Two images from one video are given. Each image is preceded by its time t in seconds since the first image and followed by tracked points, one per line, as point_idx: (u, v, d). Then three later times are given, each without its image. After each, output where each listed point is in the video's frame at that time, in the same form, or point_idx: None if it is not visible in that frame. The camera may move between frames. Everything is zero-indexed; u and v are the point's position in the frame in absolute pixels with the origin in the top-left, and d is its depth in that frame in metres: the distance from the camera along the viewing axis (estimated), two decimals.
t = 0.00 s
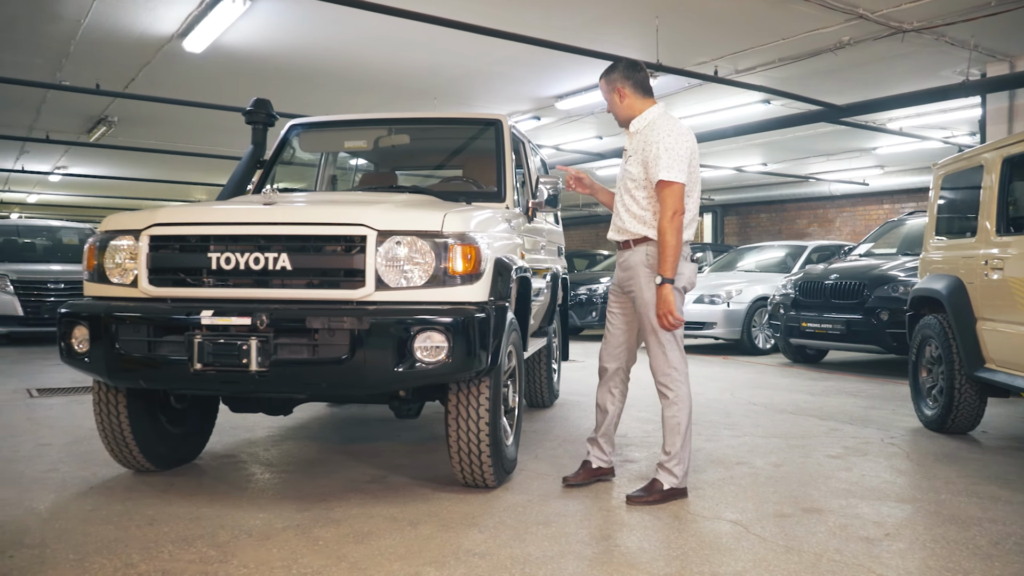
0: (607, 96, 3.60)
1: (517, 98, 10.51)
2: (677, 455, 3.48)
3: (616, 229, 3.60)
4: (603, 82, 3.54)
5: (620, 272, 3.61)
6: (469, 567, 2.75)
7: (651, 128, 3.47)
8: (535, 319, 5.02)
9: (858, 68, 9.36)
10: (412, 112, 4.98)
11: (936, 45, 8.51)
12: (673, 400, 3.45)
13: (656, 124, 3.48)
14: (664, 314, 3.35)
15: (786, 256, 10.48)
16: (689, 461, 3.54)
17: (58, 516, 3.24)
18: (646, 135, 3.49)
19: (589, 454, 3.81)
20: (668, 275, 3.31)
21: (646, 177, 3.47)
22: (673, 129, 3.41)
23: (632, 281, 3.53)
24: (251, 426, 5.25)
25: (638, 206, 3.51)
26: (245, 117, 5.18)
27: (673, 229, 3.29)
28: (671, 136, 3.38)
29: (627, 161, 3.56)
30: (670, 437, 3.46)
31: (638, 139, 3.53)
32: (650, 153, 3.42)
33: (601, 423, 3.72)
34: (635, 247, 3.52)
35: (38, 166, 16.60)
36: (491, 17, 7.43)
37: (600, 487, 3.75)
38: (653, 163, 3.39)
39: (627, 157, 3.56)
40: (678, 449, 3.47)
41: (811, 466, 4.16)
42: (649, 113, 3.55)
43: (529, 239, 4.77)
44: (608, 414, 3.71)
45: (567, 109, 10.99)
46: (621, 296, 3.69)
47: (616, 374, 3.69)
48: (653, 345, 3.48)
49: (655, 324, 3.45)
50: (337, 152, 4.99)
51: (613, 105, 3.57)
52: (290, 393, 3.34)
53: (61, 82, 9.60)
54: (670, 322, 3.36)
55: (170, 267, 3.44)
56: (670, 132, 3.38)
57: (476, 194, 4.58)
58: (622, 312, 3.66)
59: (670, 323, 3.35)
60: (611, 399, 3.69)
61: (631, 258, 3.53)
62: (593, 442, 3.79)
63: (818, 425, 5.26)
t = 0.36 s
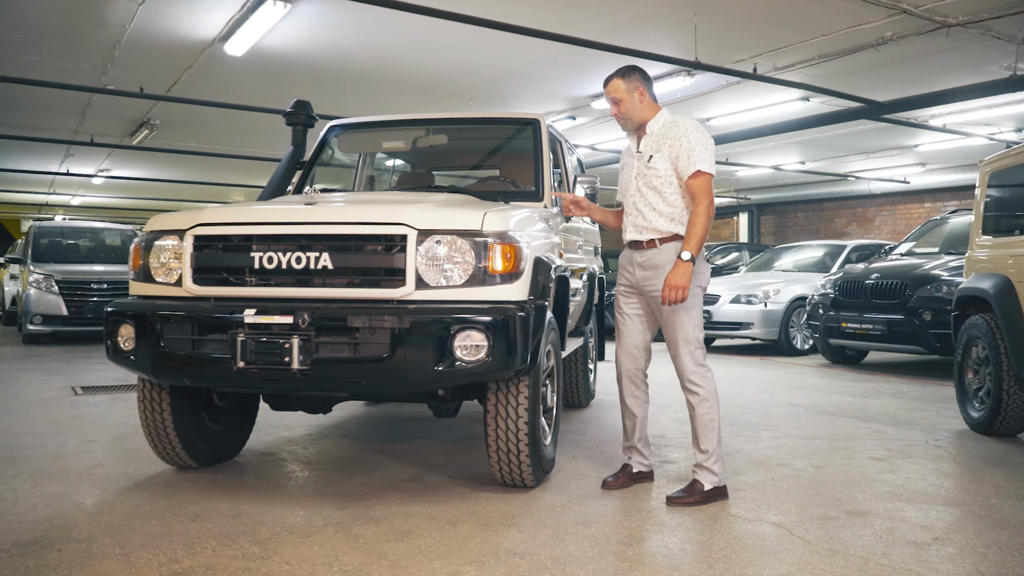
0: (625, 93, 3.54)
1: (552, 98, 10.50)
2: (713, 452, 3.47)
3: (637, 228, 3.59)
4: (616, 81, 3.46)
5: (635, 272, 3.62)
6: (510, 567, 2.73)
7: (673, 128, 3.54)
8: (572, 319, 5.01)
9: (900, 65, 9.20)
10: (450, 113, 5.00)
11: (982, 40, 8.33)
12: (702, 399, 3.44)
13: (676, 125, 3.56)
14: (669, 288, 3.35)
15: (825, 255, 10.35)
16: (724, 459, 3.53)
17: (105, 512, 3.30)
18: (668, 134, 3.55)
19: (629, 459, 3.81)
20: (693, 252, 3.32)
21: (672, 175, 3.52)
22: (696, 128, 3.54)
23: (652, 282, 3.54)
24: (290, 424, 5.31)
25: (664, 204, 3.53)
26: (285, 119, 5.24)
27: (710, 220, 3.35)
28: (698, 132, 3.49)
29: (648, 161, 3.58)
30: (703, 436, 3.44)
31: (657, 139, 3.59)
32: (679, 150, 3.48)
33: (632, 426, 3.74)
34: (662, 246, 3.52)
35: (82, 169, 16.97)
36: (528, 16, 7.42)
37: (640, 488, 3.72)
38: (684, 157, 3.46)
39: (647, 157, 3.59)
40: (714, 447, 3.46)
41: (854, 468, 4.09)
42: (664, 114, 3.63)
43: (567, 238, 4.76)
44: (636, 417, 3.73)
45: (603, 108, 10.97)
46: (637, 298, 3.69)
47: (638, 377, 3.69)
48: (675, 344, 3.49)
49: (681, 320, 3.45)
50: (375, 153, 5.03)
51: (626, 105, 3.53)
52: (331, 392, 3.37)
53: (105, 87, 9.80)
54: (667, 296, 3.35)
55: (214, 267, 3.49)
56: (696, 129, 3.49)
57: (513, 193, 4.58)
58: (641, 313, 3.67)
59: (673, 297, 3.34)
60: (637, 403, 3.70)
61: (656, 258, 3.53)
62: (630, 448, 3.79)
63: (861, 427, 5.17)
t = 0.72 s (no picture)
0: (653, 87, 3.53)
1: (584, 97, 10.47)
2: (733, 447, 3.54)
3: (669, 224, 3.58)
4: (649, 74, 3.44)
5: (664, 270, 3.61)
6: (544, 566, 2.70)
7: (695, 124, 3.62)
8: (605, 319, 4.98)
9: (941, 59, 9.01)
10: (483, 112, 4.99)
11: None
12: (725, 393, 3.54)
13: (696, 121, 3.64)
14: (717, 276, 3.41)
15: (861, 254, 10.18)
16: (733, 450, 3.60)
17: (143, 508, 3.34)
18: (690, 131, 3.63)
19: (663, 458, 3.78)
20: (737, 241, 3.39)
21: (700, 169, 3.58)
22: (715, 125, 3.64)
23: (685, 279, 3.55)
24: (324, 423, 5.34)
25: (695, 198, 3.56)
26: (319, 119, 5.28)
27: (746, 209, 3.46)
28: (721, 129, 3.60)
29: (674, 157, 3.61)
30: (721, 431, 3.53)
31: (679, 135, 3.63)
32: (707, 144, 3.56)
33: (666, 423, 3.73)
34: (696, 240, 3.54)
35: (120, 171, 17.29)
36: (560, 14, 7.38)
37: (674, 489, 3.68)
38: (715, 152, 3.53)
39: (673, 152, 3.61)
40: (732, 441, 3.53)
41: (894, 470, 4.01)
42: (679, 112, 3.70)
43: (601, 236, 4.73)
44: (672, 413, 3.73)
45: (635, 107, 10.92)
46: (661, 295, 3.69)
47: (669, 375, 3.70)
48: (706, 339, 3.53)
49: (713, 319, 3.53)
50: (407, 153, 5.07)
51: (653, 100, 3.53)
52: (365, 390, 3.38)
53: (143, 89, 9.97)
54: (719, 285, 3.41)
55: (249, 266, 3.52)
56: (720, 125, 3.59)
57: (547, 192, 4.56)
58: (668, 310, 3.68)
59: (722, 287, 3.41)
60: (674, 399, 3.71)
61: (690, 253, 3.53)
62: (663, 447, 3.77)
63: (900, 428, 5.07)
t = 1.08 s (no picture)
0: (674, 91, 3.51)
1: (607, 96, 10.44)
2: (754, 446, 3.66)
3: (697, 224, 3.58)
4: (675, 77, 3.42)
5: (688, 272, 3.62)
6: (564, 567, 2.70)
7: (719, 127, 3.64)
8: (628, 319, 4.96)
9: (971, 56, 8.87)
10: (506, 112, 5.00)
11: None
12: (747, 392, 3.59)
13: (718, 124, 3.67)
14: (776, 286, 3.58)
15: (889, 254, 10.05)
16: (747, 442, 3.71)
17: (168, 506, 3.39)
18: (715, 133, 3.65)
19: (685, 460, 3.75)
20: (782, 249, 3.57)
21: (727, 171, 3.61)
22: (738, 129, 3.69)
23: (710, 279, 3.57)
24: (347, 422, 5.38)
25: (722, 200, 3.60)
26: (343, 120, 5.31)
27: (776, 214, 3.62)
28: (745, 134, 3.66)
29: (702, 158, 3.62)
30: (746, 430, 3.58)
31: (706, 137, 3.65)
32: (734, 147, 3.60)
33: (688, 424, 3.72)
34: (723, 242, 3.57)
35: (148, 173, 17.55)
36: (583, 14, 7.36)
37: (696, 491, 3.65)
38: (743, 156, 3.59)
39: (702, 154, 3.62)
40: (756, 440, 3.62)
41: (920, 473, 3.95)
42: (700, 117, 3.71)
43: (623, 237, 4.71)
44: (695, 414, 3.72)
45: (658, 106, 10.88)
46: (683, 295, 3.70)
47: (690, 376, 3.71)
48: (733, 338, 3.55)
49: (739, 320, 3.56)
50: (430, 153, 5.09)
51: (676, 103, 3.52)
52: (386, 390, 3.40)
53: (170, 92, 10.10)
54: (780, 294, 3.56)
55: (273, 267, 3.55)
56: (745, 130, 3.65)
57: (569, 192, 4.55)
58: (690, 311, 3.69)
59: (782, 295, 3.56)
60: (697, 401, 3.71)
61: (716, 254, 3.56)
62: (686, 449, 3.74)
63: (927, 431, 5.00)
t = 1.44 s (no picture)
0: (697, 90, 3.51)
1: (621, 96, 10.43)
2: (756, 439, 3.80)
3: (718, 224, 3.60)
4: (701, 74, 3.42)
5: (704, 272, 3.63)
6: (571, 567, 2.70)
7: (739, 129, 3.66)
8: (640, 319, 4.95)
9: (988, 54, 8.78)
10: (518, 112, 5.00)
11: None
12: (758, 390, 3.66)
13: (737, 126, 3.69)
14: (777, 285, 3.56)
15: (906, 254, 9.97)
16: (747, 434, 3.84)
17: (180, 503, 3.42)
18: (735, 135, 3.67)
19: (696, 461, 3.73)
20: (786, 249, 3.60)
21: (745, 173, 3.64)
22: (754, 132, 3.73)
23: (728, 280, 3.60)
24: (360, 421, 5.41)
25: (740, 202, 3.63)
26: (355, 121, 5.34)
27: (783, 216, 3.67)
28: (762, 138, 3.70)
29: (723, 159, 3.64)
30: (753, 426, 3.71)
31: (726, 138, 3.66)
32: (754, 150, 3.64)
33: (699, 424, 3.71)
34: (740, 243, 3.61)
35: (165, 174, 17.71)
36: (594, 13, 7.36)
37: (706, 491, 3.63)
38: (762, 159, 3.63)
39: (723, 155, 3.64)
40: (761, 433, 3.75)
41: (933, 474, 3.92)
42: (719, 117, 3.73)
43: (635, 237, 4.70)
44: (707, 414, 3.72)
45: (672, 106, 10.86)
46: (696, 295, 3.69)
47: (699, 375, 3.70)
48: (748, 338, 3.59)
49: (753, 320, 3.59)
50: (442, 153, 5.10)
51: (699, 102, 3.53)
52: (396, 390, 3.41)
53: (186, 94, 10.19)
54: (778, 291, 3.55)
55: (284, 266, 3.57)
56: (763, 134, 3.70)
57: (580, 192, 4.55)
58: (703, 311, 3.69)
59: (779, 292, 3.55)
60: (708, 401, 3.71)
61: (734, 255, 3.59)
62: (697, 449, 3.72)
63: (942, 432, 4.96)
